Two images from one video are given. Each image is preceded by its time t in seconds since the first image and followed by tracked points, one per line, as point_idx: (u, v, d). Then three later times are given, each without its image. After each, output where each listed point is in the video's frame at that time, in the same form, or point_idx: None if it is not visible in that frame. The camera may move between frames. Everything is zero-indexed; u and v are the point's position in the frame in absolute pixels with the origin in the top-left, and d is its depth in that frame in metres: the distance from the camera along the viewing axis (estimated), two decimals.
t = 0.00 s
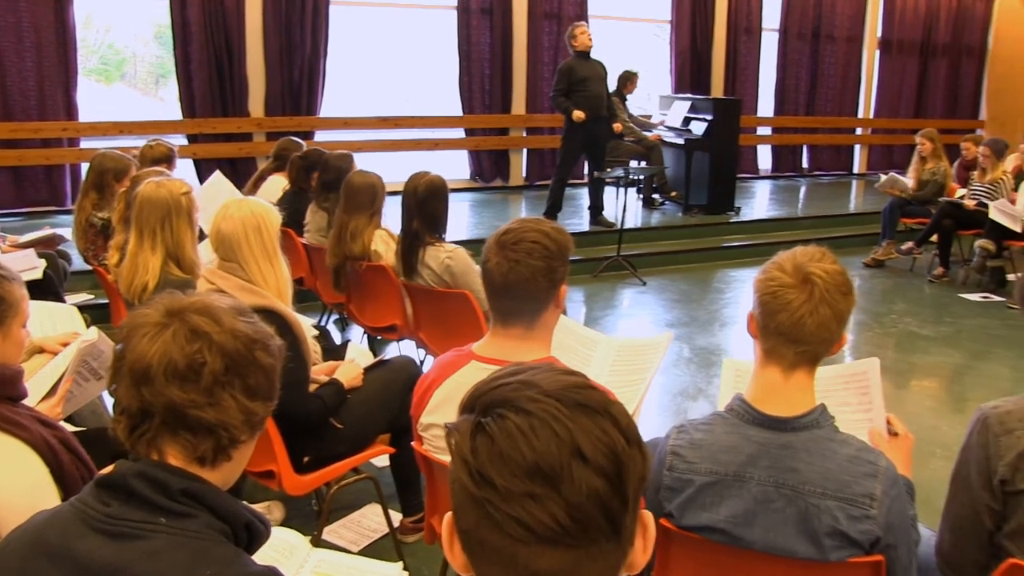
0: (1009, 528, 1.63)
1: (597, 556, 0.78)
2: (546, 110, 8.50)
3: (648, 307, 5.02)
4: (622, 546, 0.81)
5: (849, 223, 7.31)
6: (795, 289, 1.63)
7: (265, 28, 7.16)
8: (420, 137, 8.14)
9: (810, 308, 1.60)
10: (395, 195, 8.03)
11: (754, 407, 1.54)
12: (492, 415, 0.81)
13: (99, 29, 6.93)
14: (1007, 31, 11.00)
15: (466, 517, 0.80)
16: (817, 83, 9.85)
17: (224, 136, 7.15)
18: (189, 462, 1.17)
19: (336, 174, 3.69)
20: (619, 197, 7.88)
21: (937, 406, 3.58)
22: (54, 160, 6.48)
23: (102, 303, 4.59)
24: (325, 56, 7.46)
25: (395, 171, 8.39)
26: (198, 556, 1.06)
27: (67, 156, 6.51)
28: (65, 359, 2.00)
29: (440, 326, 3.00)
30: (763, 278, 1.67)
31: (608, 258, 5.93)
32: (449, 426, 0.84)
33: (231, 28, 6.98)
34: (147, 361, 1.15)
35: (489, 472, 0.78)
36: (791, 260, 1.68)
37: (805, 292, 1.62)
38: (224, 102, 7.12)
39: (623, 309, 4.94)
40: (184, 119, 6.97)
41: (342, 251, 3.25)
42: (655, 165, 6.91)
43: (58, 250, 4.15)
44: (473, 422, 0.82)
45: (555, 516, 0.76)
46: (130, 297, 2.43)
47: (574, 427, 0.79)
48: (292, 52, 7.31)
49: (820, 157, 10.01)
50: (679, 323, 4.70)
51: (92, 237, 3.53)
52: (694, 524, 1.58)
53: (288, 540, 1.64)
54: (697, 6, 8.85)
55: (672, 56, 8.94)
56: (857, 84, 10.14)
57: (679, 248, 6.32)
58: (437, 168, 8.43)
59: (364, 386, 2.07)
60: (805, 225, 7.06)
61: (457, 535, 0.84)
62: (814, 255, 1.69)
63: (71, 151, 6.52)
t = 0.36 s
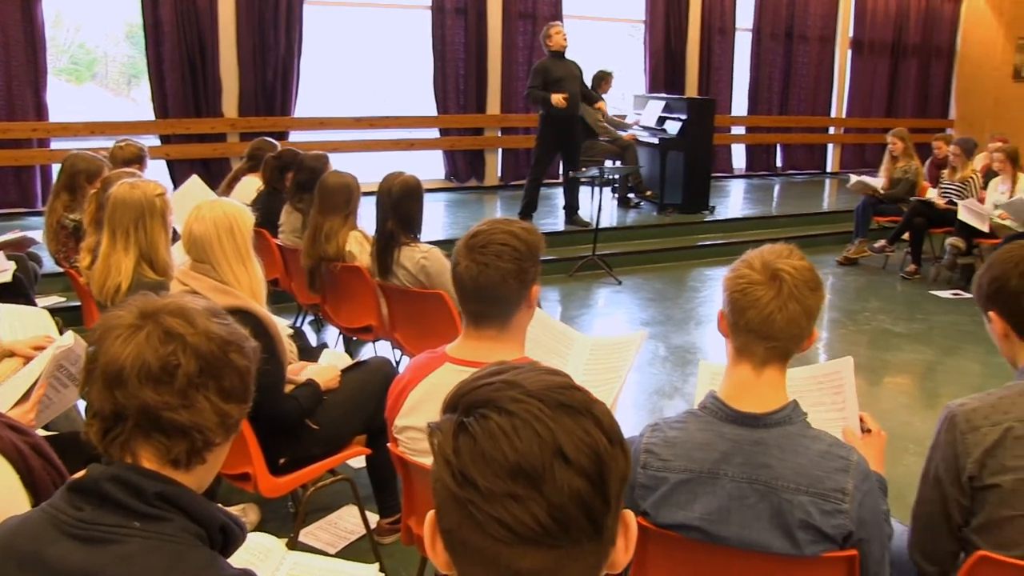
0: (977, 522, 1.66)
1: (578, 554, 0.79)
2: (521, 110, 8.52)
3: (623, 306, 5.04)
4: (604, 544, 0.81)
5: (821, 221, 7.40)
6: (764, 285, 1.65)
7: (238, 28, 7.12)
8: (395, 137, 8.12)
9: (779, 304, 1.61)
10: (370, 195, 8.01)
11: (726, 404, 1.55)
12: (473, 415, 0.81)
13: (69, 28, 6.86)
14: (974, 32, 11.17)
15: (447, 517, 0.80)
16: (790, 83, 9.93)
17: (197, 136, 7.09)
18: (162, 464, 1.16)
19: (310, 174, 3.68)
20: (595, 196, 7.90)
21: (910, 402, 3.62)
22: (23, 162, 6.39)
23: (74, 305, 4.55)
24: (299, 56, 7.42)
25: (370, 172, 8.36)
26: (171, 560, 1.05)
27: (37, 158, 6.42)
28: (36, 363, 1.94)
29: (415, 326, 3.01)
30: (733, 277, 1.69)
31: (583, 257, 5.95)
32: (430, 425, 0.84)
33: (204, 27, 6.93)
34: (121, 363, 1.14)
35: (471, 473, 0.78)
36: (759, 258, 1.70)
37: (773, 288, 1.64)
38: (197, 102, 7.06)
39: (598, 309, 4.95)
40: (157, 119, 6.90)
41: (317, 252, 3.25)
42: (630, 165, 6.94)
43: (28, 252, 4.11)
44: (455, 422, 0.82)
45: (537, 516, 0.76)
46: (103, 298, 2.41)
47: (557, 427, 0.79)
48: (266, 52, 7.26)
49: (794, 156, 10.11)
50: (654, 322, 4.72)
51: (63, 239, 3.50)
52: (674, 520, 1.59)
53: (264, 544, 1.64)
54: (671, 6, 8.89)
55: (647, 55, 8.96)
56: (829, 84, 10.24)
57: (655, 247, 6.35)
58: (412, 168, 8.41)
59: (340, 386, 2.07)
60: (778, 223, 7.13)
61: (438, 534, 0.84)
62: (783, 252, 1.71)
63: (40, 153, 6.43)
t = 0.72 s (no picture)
0: (943, 516, 1.68)
1: (548, 554, 0.79)
2: (493, 110, 8.54)
3: (596, 305, 5.07)
4: (574, 543, 0.81)
5: (792, 220, 7.48)
6: (738, 280, 1.66)
7: (207, 28, 7.06)
8: (367, 137, 8.09)
9: (754, 299, 1.63)
10: (342, 196, 7.99)
11: (698, 403, 1.56)
12: (442, 416, 0.81)
13: (34, 27, 6.76)
14: (939, 33, 11.34)
15: (416, 517, 0.80)
16: (760, 83, 10.02)
17: (167, 137, 7.01)
18: (133, 468, 1.15)
19: (280, 174, 3.63)
20: (567, 196, 7.92)
21: (879, 398, 3.66)
22: None
23: (41, 309, 4.49)
24: (270, 56, 7.37)
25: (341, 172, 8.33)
26: (141, 566, 1.04)
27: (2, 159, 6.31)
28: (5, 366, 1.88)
29: (388, 327, 3.02)
30: (708, 273, 1.71)
31: (556, 257, 5.97)
32: (399, 426, 0.83)
33: (174, 27, 6.87)
34: (89, 366, 1.12)
35: (439, 473, 0.78)
36: (733, 256, 1.72)
37: (747, 283, 1.65)
38: (167, 103, 6.98)
39: (570, 309, 4.95)
40: (126, 120, 6.82)
41: (287, 254, 3.21)
42: (602, 164, 6.95)
43: None
44: (424, 423, 0.81)
45: (506, 517, 0.76)
46: (71, 299, 2.39)
47: (525, 427, 0.79)
48: (236, 51, 7.20)
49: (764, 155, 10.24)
50: (627, 321, 4.74)
51: (30, 241, 3.47)
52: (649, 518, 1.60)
53: (236, 548, 1.62)
54: (643, 5, 8.92)
55: (618, 55, 8.99)
56: (798, 83, 10.34)
57: (627, 247, 6.38)
58: (384, 168, 8.39)
59: (313, 389, 2.07)
60: (749, 222, 7.21)
61: (408, 533, 0.84)
62: (757, 250, 1.72)
63: (5, 154, 6.31)
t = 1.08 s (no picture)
0: (903, 507, 1.71)
1: (515, 553, 0.79)
2: (454, 109, 8.54)
3: (558, 304, 5.08)
4: (540, 542, 0.81)
5: (754, 218, 7.58)
6: (696, 278, 1.67)
7: (165, 26, 6.96)
8: (329, 137, 8.04)
9: (712, 297, 1.64)
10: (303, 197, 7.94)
11: (662, 400, 1.57)
12: (407, 417, 0.80)
13: None
14: (895, 33, 11.53)
15: (382, 519, 0.80)
16: (721, 82, 10.12)
17: (125, 138, 6.91)
18: (93, 474, 1.14)
19: (241, 176, 3.63)
20: (529, 195, 7.93)
21: (839, 392, 3.71)
22: None
23: None
24: (229, 56, 7.30)
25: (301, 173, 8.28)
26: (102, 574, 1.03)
27: None
28: None
29: (351, 329, 3.01)
30: (667, 272, 1.72)
31: (518, 256, 5.98)
32: (363, 428, 0.83)
33: (130, 26, 6.77)
34: (49, 369, 1.11)
35: (405, 474, 0.77)
36: (692, 254, 1.73)
37: (705, 281, 1.66)
38: (124, 103, 6.88)
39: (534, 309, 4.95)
40: (82, 121, 6.70)
41: (249, 256, 3.19)
42: (563, 164, 6.97)
43: None
44: (388, 425, 0.81)
45: (472, 518, 0.76)
46: (28, 303, 2.35)
47: (491, 427, 0.79)
48: (195, 51, 7.12)
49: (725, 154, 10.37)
50: (591, 320, 4.77)
51: None
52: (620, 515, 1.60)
53: (198, 554, 1.61)
54: (604, 5, 8.96)
55: (580, 55, 9.02)
56: (758, 83, 10.47)
57: (589, 246, 6.42)
58: (346, 169, 8.35)
59: (276, 393, 2.08)
60: (711, 220, 7.29)
61: (374, 535, 0.83)
62: (716, 248, 1.74)
63: None
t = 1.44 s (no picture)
0: (870, 500, 1.74)
1: (483, 556, 0.79)
2: (419, 109, 8.54)
3: (525, 304, 5.08)
4: (509, 544, 0.81)
5: (719, 217, 7.66)
6: (661, 278, 1.69)
7: (127, 26, 6.87)
8: (293, 138, 8.00)
9: (676, 297, 1.65)
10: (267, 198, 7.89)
11: (629, 400, 1.58)
12: (374, 420, 0.80)
13: None
14: (856, 33, 11.68)
15: (350, 523, 0.79)
16: (686, 82, 10.21)
17: (86, 138, 6.80)
18: (53, 481, 1.11)
19: (205, 178, 3.62)
20: (495, 196, 7.94)
21: (805, 389, 3.75)
22: None
23: None
24: (193, 56, 7.23)
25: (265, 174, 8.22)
26: None
27: None
28: None
29: (317, 331, 3.01)
30: (631, 272, 1.73)
31: (485, 256, 5.99)
32: (330, 432, 0.83)
33: (90, 24, 6.66)
34: (7, 374, 1.08)
35: (372, 478, 0.77)
36: (657, 253, 1.74)
37: (670, 281, 1.68)
38: (85, 104, 6.77)
39: (501, 309, 4.96)
40: (41, 121, 6.57)
41: (213, 259, 3.16)
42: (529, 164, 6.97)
43: None
44: (356, 428, 0.81)
45: (441, 521, 0.75)
46: None
47: (458, 429, 0.79)
48: (157, 51, 7.04)
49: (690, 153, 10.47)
50: (558, 320, 4.78)
51: None
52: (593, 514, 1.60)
53: (163, 559, 1.58)
54: (569, 5, 9.01)
55: (545, 55, 9.06)
56: (723, 82, 10.56)
57: (554, 245, 6.44)
58: (311, 169, 8.30)
59: (242, 396, 2.07)
60: (677, 219, 7.35)
61: (341, 540, 0.83)
62: (680, 248, 1.75)
63: None
